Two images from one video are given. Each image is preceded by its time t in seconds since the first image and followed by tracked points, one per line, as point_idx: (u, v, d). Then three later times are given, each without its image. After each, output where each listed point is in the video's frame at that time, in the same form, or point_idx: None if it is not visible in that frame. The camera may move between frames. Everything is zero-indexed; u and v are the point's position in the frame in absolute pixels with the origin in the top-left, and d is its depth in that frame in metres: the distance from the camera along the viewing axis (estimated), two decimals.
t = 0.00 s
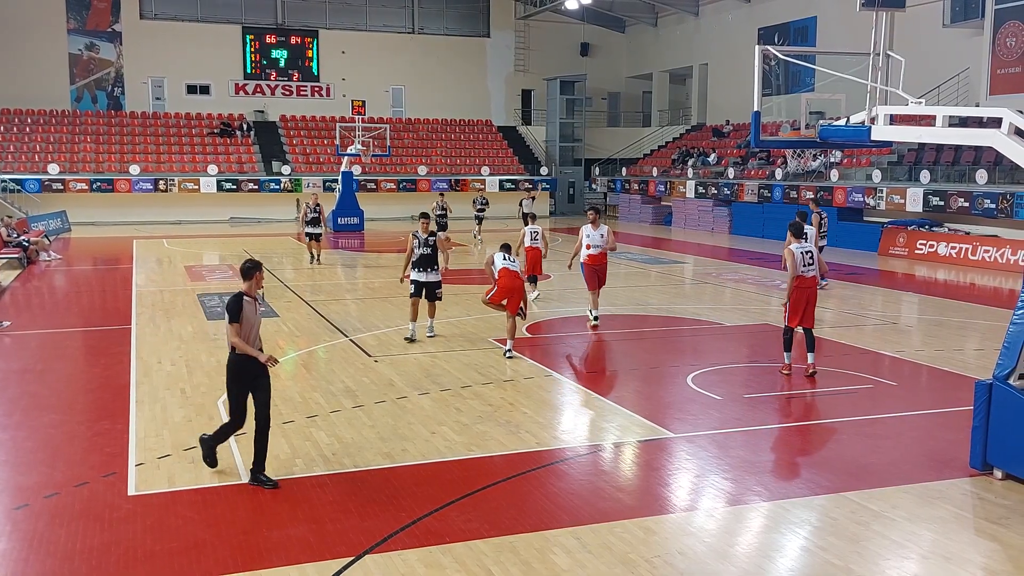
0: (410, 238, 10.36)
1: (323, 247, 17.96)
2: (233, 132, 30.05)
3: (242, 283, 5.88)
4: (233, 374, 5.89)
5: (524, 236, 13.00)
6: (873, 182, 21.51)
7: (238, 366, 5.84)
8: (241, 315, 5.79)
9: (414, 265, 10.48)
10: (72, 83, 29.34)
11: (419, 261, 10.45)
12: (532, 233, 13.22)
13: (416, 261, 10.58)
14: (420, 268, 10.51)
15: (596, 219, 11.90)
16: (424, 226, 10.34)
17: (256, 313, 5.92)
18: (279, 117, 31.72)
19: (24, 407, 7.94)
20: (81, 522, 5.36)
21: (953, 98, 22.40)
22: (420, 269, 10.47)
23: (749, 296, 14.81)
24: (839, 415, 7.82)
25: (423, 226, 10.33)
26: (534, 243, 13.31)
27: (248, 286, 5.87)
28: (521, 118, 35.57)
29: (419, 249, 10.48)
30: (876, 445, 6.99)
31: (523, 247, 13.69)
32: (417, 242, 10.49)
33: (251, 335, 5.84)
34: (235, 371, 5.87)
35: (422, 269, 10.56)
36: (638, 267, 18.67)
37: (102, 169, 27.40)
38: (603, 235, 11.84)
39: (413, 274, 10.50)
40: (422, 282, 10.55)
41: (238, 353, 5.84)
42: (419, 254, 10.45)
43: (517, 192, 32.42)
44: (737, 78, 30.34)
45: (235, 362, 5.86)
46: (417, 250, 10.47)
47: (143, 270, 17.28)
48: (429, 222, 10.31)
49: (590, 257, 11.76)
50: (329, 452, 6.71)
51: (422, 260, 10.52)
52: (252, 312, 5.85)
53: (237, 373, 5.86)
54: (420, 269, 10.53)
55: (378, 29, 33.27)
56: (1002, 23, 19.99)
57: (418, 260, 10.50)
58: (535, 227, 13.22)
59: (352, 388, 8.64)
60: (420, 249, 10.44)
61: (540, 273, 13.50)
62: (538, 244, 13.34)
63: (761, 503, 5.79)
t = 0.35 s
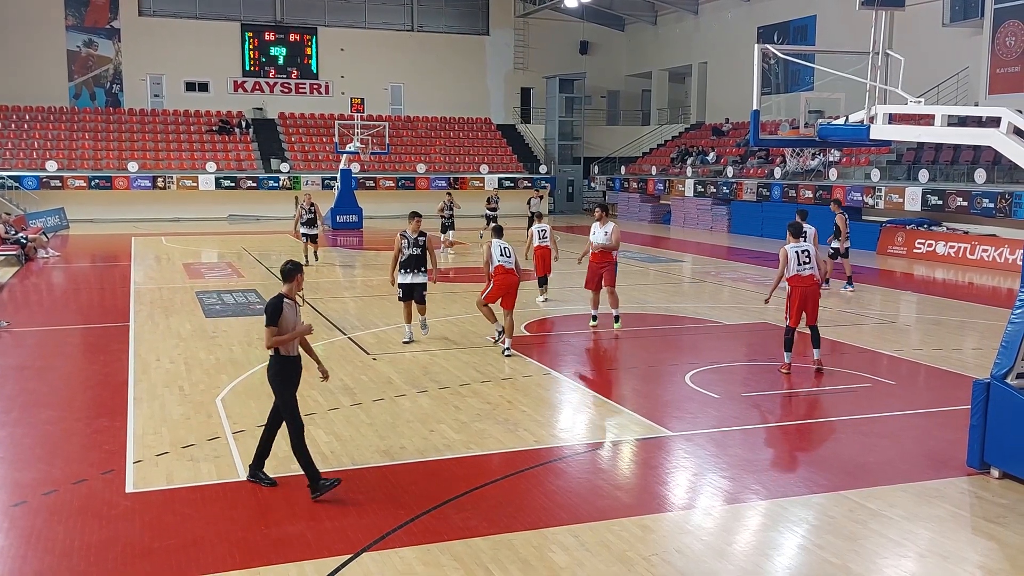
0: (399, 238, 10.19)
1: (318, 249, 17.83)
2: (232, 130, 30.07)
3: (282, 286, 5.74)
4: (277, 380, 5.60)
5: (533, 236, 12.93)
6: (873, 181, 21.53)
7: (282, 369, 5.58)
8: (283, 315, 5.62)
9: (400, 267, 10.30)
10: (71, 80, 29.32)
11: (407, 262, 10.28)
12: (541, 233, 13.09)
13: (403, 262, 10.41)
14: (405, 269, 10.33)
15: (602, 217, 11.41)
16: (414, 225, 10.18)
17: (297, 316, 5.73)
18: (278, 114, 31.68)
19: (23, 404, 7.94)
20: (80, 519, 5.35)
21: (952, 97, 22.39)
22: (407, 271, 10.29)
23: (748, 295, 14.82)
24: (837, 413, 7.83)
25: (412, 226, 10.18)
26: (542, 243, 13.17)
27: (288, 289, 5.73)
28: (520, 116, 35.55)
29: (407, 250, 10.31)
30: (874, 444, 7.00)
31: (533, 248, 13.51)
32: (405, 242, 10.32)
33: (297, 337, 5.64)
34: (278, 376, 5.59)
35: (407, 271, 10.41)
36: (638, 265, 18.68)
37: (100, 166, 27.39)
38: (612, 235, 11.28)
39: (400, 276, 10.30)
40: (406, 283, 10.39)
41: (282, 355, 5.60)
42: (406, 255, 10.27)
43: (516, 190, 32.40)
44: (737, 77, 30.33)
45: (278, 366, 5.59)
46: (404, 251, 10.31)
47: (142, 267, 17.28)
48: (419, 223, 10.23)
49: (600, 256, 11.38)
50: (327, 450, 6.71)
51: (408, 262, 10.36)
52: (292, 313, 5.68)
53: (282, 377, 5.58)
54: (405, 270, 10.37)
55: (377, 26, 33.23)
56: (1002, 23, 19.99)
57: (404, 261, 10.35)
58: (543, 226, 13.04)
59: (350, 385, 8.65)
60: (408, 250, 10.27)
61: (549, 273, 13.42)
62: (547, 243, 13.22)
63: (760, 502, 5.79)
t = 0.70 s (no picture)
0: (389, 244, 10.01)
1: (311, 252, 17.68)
2: (229, 129, 30.04)
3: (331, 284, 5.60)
4: (325, 382, 5.49)
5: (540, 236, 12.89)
6: (869, 179, 21.55)
7: (337, 369, 5.49)
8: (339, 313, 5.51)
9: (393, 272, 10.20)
10: (67, 79, 29.26)
11: (401, 264, 10.21)
12: (551, 234, 13.14)
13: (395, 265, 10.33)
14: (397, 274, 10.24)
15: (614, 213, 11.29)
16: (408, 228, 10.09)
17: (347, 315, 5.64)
18: (275, 113, 31.65)
19: (19, 404, 7.92)
20: (77, 519, 5.35)
21: (949, 95, 22.40)
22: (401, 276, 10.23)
23: (746, 293, 14.84)
24: (834, 411, 7.83)
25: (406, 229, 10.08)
26: (551, 244, 13.14)
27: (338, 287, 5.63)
28: (517, 115, 35.57)
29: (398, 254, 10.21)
30: (871, 442, 7.01)
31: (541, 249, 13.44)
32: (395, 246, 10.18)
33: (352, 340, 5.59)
34: (328, 378, 5.48)
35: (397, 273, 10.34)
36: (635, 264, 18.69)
37: (97, 165, 27.37)
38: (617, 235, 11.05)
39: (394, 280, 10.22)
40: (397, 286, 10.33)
41: (335, 356, 5.50)
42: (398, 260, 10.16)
43: (514, 189, 32.40)
44: (734, 75, 30.34)
45: (330, 367, 5.49)
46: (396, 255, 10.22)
47: (139, 267, 17.26)
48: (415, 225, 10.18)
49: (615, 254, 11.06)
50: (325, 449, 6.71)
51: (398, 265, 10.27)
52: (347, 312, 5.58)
53: (336, 379, 5.49)
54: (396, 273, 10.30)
55: (374, 25, 33.21)
56: (998, 21, 20.02)
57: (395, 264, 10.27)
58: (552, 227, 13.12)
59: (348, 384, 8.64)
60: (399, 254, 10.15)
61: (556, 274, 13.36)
62: (556, 246, 13.17)
63: (758, 500, 5.80)
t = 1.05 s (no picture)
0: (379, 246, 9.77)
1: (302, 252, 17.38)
2: (225, 128, 30.01)
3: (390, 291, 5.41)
4: (387, 391, 5.34)
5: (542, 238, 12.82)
6: (865, 179, 21.59)
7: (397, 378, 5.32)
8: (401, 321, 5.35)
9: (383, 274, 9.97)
10: (63, 78, 29.19)
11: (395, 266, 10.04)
12: (553, 235, 13.04)
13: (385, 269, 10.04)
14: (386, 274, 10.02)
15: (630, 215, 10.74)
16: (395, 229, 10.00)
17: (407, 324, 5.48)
18: (271, 113, 31.61)
19: (13, 404, 7.90)
20: (71, 519, 5.34)
21: (944, 96, 22.46)
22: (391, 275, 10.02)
23: (742, 293, 14.86)
24: (831, 411, 7.84)
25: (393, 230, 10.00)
26: (555, 245, 13.03)
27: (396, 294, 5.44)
28: (514, 115, 35.58)
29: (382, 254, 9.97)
30: (867, 441, 7.01)
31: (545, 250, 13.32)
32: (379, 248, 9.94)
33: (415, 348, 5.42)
34: (390, 386, 5.33)
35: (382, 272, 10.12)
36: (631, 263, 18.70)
37: (93, 164, 27.33)
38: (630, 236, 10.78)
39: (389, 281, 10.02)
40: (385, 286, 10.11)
41: (397, 366, 5.33)
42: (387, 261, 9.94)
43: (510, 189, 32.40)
44: (730, 75, 30.39)
45: (392, 376, 5.32)
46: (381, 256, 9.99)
47: (135, 266, 17.22)
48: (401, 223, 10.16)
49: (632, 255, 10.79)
50: (321, 449, 6.70)
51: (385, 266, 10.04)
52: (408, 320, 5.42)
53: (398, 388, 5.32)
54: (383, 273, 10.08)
55: (371, 25, 33.21)
56: (993, 21, 20.12)
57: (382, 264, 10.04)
58: (555, 228, 13.00)
59: (344, 384, 8.63)
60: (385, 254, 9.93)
61: (560, 278, 13.24)
62: (559, 246, 13.06)
63: (753, 500, 5.80)
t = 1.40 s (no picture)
0: (372, 244, 9.46)
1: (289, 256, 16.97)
2: (221, 128, 29.94)
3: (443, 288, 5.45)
4: (438, 386, 5.36)
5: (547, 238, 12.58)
6: (860, 179, 21.63)
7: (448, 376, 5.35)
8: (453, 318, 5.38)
9: (374, 276, 9.57)
10: (57, 77, 29.13)
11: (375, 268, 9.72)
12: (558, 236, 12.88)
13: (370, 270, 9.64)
14: (374, 276, 9.65)
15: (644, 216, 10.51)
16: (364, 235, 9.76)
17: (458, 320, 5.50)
18: (267, 112, 31.56)
19: (8, 404, 7.87)
20: (66, 519, 5.32)
21: (939, 97, 22.51)
22: (379, 278, 9.66)
23: (737, 293, 14.88)
24: (826, 411, 7.85)
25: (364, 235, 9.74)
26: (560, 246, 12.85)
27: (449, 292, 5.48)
28: (509, 115, 35.58)
29: (364, 258, 9.57)
30: (862, 441, 7.03)
31: (551, 251, 13.19)
32: (362, 252, 9.53)
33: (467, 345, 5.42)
34: (439, 382, 5.34)
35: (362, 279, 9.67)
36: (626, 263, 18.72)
37: (87, 164, 27.29)
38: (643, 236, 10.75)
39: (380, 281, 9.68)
40: (368, 291, 9.66)
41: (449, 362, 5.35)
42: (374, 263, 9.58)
43: (506, 188, 32.39)
44: (725, 76, 30.43)
45: (441, 372, 5.34)
46: (363, 261, 9.58)
47: (129, 266, 17.16)
48: (378, 227, 10.04)
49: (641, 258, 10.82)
50: (316, 449, 6.69)
51: (369, 270, 9.62)
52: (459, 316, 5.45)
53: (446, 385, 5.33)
54: (365, 278, 9.64)
55: (367, 24, 33.18)
56: (987, 22, 20.26)
57: (363, 269, 9.61)
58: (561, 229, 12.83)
59: (339, 384, 8.62)
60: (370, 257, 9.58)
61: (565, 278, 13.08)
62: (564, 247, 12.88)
63: (749, 499, 5.81)
